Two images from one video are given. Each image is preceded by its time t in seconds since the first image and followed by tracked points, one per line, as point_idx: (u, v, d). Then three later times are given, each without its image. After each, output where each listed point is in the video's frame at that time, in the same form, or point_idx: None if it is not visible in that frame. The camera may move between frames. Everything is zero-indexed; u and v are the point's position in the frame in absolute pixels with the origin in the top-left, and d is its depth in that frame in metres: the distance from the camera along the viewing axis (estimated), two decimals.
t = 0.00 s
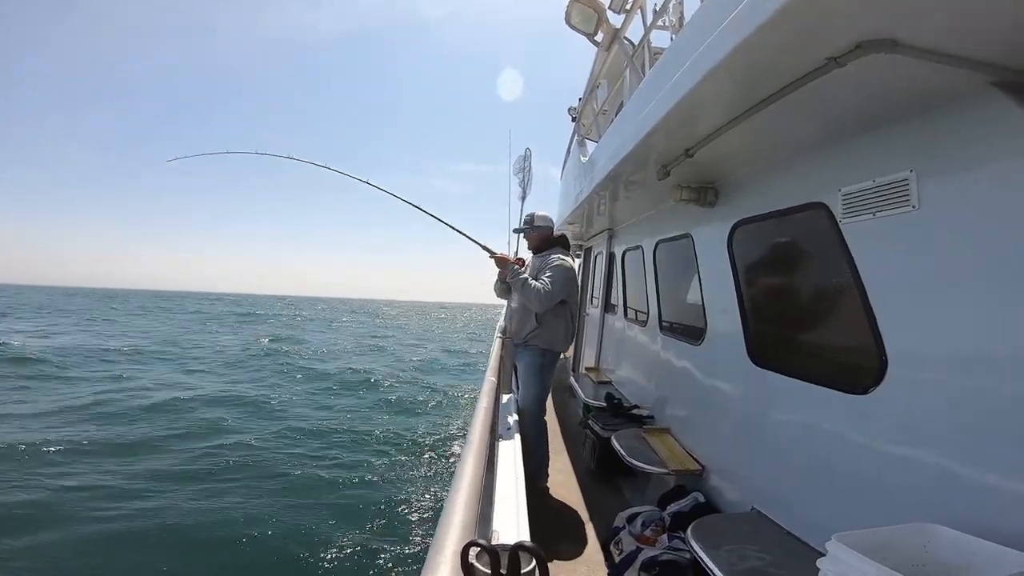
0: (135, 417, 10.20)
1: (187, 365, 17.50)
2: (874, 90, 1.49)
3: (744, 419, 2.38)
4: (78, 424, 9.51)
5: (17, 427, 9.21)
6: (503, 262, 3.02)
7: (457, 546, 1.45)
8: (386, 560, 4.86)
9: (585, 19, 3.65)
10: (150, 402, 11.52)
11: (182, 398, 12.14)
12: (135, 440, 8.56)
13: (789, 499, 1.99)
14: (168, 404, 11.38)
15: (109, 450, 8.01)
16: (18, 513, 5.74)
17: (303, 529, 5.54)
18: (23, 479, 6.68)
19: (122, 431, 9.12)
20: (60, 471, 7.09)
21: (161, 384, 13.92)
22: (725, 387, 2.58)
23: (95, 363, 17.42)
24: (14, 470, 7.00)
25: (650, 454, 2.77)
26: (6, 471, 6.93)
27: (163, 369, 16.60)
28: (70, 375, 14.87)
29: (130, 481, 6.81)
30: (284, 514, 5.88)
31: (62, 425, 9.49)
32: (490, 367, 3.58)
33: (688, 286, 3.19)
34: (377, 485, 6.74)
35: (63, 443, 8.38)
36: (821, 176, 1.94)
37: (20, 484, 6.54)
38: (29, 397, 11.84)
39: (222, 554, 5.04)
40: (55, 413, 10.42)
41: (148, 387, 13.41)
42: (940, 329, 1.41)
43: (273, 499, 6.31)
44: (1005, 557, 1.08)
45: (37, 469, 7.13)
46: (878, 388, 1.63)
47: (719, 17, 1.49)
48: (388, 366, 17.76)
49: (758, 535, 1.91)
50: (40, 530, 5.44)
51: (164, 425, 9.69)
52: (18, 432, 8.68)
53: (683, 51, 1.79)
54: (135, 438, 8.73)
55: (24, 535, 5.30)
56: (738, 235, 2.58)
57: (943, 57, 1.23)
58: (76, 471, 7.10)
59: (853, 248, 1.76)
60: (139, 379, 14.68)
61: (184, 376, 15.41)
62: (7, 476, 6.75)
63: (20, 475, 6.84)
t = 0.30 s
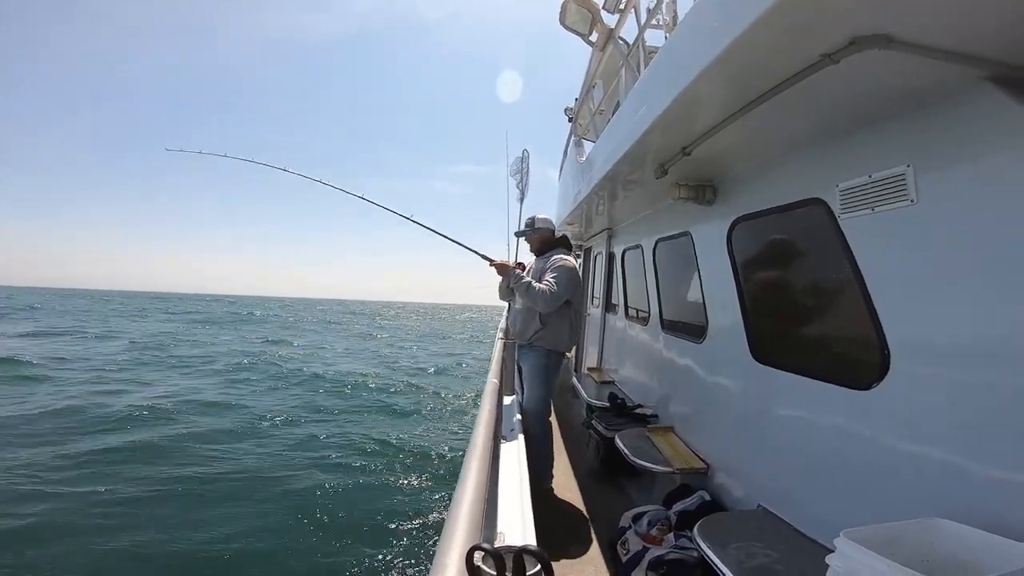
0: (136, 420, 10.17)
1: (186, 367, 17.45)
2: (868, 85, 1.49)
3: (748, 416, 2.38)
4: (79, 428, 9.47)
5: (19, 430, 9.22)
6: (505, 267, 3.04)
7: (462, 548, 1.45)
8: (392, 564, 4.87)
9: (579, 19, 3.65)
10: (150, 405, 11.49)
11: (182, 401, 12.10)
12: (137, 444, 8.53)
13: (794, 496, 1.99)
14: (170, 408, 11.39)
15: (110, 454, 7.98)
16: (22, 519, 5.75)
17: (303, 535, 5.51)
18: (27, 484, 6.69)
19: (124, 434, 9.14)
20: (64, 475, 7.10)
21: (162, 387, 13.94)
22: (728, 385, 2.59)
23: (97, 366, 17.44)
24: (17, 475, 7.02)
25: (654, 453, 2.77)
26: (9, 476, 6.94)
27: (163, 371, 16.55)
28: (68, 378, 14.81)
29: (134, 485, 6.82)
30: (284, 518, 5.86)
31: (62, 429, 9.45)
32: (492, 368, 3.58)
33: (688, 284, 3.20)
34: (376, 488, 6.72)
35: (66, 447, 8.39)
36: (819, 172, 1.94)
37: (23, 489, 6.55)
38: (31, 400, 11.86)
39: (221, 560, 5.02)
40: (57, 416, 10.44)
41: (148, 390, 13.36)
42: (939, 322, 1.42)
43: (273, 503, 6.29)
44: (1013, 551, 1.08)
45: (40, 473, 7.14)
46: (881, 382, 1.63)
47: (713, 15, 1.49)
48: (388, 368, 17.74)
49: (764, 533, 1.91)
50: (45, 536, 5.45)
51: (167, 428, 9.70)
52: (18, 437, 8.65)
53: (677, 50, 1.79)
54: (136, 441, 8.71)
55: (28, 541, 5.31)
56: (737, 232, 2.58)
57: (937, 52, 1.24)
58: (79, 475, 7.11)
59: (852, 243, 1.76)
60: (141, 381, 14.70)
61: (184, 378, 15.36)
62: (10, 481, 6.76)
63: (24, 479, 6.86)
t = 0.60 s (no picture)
0: (137, 418, 10.14)
1: (186, 366, 17.40)
2: (864, 81, 1.49)
3: (751, 414, 2.38)
4: (79, 424, 9.45)
5: (21, 425, 9.22)
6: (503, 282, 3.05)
7: (470, 548, 1.45)
8: (396, 563, 4.84)
9: (575, 20, 3.66)
10: (151, 403, 11.45)
11: (183, 399, 12.08)
12: (139, 443, 8.52)
13: (799, 493, 1.99)
14: (172, 405, 11.39)
15: (112, 452, 7.96)
16: (25, 516, 5.75)
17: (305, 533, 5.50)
18: (30, 480, 6.69)
19: (126, 432, 9.13)
20: (67, 472, 7.10)
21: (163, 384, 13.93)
22: (731, 382, 2.59)
23: (98, 361, 17.44)
24: (20, 470, 7.02)
25: (658, 451, 2.77)
26: (12, 473, 6.93)
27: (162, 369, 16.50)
28: (68, 374, 14.77)
29: (137, 481, 6.82)
30: (285, 518, 5.85)
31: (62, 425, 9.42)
32: (494, 369, 3.58)
33: (689, 282, 3.20)
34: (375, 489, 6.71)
35: (68, 443, 8.39)
36: (817, 169, 1.94)
37: (27, 484, 6.55)
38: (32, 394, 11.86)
39: (222, 559, 5.01)
40: (59, 411, 10.43)
41: (148, 388, 13.33)
42: (938, 316, 1.42)
43: (274, 501, 6.29)
44: (1021, 546, 1.08)
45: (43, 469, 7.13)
46: (884, 378, 1.63)
47: (706, 14, 1.50)
48: (389, 369, 17.73)
49: (770, 530, 1.91)
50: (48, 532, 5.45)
51: (169, 426, 9.69)
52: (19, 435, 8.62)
53: (672, 50, 1.80)
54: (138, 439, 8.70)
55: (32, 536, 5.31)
56: (736, 228, 2.58)
57: (931, 48, 1.24)
58: (82, 472, 7.10)
59: (851, 238, 1.76)
60: (142, 379, 14.68)
61: (184, 376, 15.32)
62: (12, 477, 6.75)
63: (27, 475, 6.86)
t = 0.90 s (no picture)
0: (137, 414, 10.12)
1: (186, 363, 17.38)
2: (862, 79, 1.50)
3: (752, 412, 2.38)
4: (79, 420, 9.43)
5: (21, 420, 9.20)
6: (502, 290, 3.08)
7: (474, 549, 1.46)
8: (398, 560, 4.82)
9: (572, 19, 3.65)
10: (152, 400, 11.44)
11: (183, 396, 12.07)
12: (139, 440, 8.51)
13: (801, 492, 1.99)
14: (172, 401, 11.38)
15: (112, 448, 7.95)
16: (27, 509, 5.74)
17: (305, 527, 5.50)
18: (32, 474, 6.69)
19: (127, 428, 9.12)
20: (68, 465, 7.10)
21: (164, 380, 13.92)
22: (732, 381, 2.59)
23: (99, 355, 17.42)
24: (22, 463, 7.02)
25: (661, 451, 2.77)
26: (12, 465, 6.92)
27: (163, 367, 16.49)
28: (68, 369, 14.74)
29: (139, 475, 6.82)
30: (284, 514, 5.83)
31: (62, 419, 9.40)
32: (496, 369, 3.58)
33: (689, 281, 3.20)
34: (373, 486, 6.70)
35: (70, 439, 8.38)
36: (816, 166, 1.94)
37: (29, 478, 6.55)
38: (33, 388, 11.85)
39: (223, 551, 5.01)
40: (60, 406, 10.43)
41: (148, 384, 13.31)
42: (939, 313, 1.42)
43: (275, 497, 6.28)
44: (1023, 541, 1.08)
45: (45, 462, 7.13)
46: (885, 376, 1.63)
47: (704, 12, 1.50)
48: (389, 368, 17.73)
49: (773, 528, 1.91)
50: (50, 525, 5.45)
51: (170, 422, 9.69)
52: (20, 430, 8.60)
53: (670, 49, 1.80)
54: (138, 436, 8.69)
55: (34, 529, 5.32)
56: (736, 226, 2.58)
57: (928, 45, 1.24)
58: (84, 466, 7.10)
59: (851, 234, 1.76)
60: (142, 375, 14.66)
61: (184, 373, 15.30)
62: (13, 471, 6.74)
63: (28, 469, 6.86)
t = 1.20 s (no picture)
0: (137, 412, 10.13)
1: (186, 360, 17.38)
2: (863, 79, 1.50)
3: (752, 412, 2.38)
4: (79, 416, 9.42)
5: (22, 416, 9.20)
6: (499, 298, 3.12)
7: (474, 548, 1.45)
8: (397, 559, 4.81)
9: (572, 19, 3.65)
10: (152, 397, 11.44)
11: (183, 394, 12.07)
12: (140, 438, 8.51)
13: (801, 492, 1.99)
14: (172, 399, 11.38)
15: (113, 445, 7.96)
16: (26, 506, 5.74)
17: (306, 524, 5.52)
18: (32, 471, 6.69)
19: (127, 425, 9.13)
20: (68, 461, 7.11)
21: (164, 377, 13.92)
22: (732, 381, 2.59)
23: (99, 352, 17.41)
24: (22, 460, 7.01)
25: (661, 451, 2.77)
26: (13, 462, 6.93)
27: (162, 365, 16.49)
28: (68, 365, 14.75)
29: (139, 472, 6.82)
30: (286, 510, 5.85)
31: (62, 416, 9.40)
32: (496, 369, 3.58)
33: (689, 281, 3.20)
34: (373, 484, 6.70)
35: (70, 435, 8.39)
36: (816, 167, 1.95)
37: (29, 475, 6.55)
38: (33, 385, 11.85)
39: (222, 549, 5.02)
40: (61, 402, 10.43)
41: (148, 382, 13.32)
42: (939, 313, 1.42)
43: (275, 495, 6.30)
44: None
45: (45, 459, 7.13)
46: (885, 377, 1.63)
47: (705, 11, 1.50)
48: (389, 367, 17.75)
49: (773, 529, 1.90)
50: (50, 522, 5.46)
51: (170, 420, 9.68)
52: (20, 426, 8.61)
53: (671, 48, 1.80)
54: (139, 433, 8.70)
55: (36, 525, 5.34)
56: (736, 227, 2.58)
57: (929, 45, 1.24)
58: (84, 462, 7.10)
59: (852, 235, 1.76)
60: (142, 372, 14.66)
61: (184, 371, 15.30)
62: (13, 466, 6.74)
63: (28, 465, 6.86)
